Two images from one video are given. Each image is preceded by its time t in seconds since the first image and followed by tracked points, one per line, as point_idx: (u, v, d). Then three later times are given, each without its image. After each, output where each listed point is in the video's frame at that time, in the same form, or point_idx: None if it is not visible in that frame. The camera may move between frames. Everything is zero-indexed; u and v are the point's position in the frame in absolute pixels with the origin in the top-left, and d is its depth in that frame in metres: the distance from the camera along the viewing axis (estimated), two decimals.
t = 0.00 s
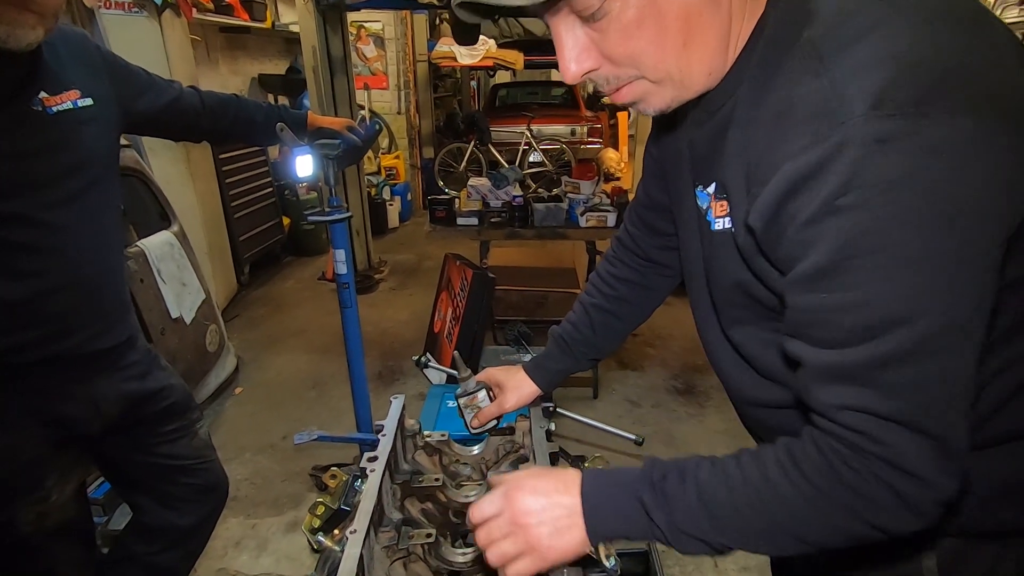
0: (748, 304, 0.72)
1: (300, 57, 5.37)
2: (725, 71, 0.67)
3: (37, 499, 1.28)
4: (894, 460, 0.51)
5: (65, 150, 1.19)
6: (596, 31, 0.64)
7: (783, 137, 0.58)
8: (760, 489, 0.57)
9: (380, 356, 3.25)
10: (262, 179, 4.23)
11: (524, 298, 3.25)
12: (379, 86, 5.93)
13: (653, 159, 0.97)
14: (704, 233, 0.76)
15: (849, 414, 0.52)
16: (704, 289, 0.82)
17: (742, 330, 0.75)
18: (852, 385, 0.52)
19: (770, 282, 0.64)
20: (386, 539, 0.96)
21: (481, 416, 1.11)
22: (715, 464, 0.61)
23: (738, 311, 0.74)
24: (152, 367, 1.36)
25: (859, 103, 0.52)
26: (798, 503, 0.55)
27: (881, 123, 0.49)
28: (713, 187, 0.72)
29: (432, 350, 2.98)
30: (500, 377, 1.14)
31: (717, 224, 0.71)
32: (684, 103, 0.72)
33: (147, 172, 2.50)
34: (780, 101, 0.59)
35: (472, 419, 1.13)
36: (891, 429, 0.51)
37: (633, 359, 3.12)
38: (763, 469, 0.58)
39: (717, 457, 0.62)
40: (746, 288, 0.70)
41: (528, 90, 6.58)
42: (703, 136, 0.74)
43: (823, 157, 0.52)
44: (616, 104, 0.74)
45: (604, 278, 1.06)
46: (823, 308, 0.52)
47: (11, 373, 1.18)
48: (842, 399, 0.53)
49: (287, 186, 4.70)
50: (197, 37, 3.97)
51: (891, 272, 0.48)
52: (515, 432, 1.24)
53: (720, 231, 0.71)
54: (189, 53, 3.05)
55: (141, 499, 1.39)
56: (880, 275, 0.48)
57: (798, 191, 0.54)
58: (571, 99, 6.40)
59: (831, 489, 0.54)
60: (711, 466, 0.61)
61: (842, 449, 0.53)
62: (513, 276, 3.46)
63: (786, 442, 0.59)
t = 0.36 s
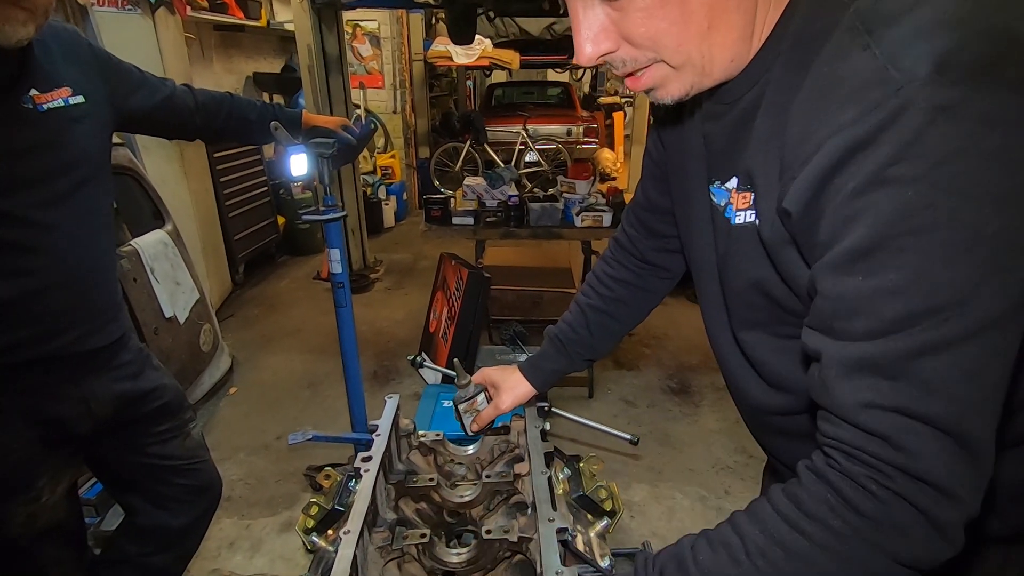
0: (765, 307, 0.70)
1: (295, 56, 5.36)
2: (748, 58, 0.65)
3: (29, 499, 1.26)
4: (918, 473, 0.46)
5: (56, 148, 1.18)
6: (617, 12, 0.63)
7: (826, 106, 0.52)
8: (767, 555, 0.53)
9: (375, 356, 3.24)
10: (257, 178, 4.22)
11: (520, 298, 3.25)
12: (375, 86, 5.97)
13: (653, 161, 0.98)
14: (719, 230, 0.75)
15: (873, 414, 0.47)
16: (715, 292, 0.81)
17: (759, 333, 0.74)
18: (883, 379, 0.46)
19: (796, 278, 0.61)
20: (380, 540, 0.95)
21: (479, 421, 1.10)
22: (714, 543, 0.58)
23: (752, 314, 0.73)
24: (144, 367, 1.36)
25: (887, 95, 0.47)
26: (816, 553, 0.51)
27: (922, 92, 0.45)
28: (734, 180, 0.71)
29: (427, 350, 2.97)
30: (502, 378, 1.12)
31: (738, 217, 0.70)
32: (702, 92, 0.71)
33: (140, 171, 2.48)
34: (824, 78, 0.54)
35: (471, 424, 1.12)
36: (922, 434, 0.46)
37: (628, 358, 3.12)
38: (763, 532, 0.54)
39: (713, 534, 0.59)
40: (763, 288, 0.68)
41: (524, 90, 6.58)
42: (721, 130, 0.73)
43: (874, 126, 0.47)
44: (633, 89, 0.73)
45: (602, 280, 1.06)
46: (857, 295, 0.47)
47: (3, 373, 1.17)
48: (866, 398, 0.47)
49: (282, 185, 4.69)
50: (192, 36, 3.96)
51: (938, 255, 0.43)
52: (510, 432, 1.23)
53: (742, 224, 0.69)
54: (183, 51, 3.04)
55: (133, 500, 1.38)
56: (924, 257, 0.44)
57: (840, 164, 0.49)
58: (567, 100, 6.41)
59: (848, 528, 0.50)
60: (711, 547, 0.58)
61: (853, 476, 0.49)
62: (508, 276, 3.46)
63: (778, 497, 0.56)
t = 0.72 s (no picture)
0: (776, 306, 0.70)
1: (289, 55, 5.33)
2: (762, 50, 0.66)
3: (19, 500, 1.26)
4: (923, 466, 0.46)
5: (45, 146, 1.17)
6: None
7: (856, 89, 0.52)
8: (760, 552, 0.53)
9: (370, 355, 3.23)
10: (252, 177, 4.20)
11: (515, 297, 3.24)
12: (370, 84, 5.94)
13: (653, 160, 0.98)
14: (730, 226, 0.74)
15: (881, 401, 0.47)
16: (723, 292, 0.80)
17: (766, 334, 0.73)
18: (895, 363, 0.46)
19: (812, 270, 0.60)
20: (373, 540, 0.95)
21: (475, 418, 1.10)
22: (708, 539, 0.58)
23: (760, 314, 0.72)
24: (136, 367, 1.34)
25: (934, 57, 0.47)
26: (810, 548, 0.50)
27: (946, 80, 0.45)
28: (748, 174, 0.70)
29: (422, 349, 2.96)
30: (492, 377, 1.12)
31: (751, 210, 0.69)
32: (712, 84, 0.71)
33: (133, 169, 2.46)
34: (854, 52, 0.55)
35: (467, 422, 1.12)
36: (932, 425, 0.45)
37: (623, 357, 3.12)
38: (757, 529, 0.54)
39: (706, 532, 0.59)
40: (775, 285, 0.68)
41: (519, 88, 6.57)
42: (736, 123, 0.73)
43: (909, 107, 0.46)
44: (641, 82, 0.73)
45: (600, 280, 1.06)
46: (878, 276, 0.46)
47: None
48: (875, 382, 0.47)
49: (276, 184, 4.67)
50: (185, 33, 3.93)
51: (962, 238, 0.43)
52: (505, 431, 1.22)
53: (756, 217, 0.68)
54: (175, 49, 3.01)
55: (125, 501, 1.37)
56: (949, 240, 0.43)
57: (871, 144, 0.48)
58: (562, 98, 6.41)
59: (845, 524, 0.49)
60: (704, 546, 0.58)
61: (853, 468, 0.49)
62: (503, 274, 3.45)
63: (773, 494, 0.56)
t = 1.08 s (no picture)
0: (777, 309, 0.70)
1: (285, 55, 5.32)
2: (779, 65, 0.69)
3: (12, 502, 1.25)
4: (919, 467, 0.46)
5: (43, 145, 1.16)
6: (663, 8, 0.63)
7: (861, 91, 0.52)
8: (756, 553, 0.53)
9: (365, 356, 3.22)
10: (247, 178, 4.19)
11: (511, 299, 3.25)
12: (365, 86, 5.88)
13: (652, 164, 0.99)
14: (733, 230, 0.74)
15: (880, 401, 0.47)
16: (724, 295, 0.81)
17: (767, 338, 0.74)
18: (896, 364, 0.46)
19: (814, 273, 0.61)
20: (371, 540, 0.95)
21: (475, 420, 1.12)
22: (704, 539, 0.59)
23: (760, 317, 0.72)
24: (131, 368, 1.34)
25: (942, 64, 0.47)
26: (805, 549, 0.51)
27: (952, 88, 0.46)
28: (753, 178, 0.71)
29: (418, 350, 2.95)
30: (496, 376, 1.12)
31: (754, 214, 0.69)
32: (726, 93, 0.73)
33: (128, 169, 2.45)
34: (860, 55, 0.54)
35: (467, 423, 1.14)
36: (930, 427, 0.46)
37: (619, 359, 3.13)
38: (753, 530, 0.55)
39: (702, 532, 0.60)
40: (775, 289, 0.68)
41: (515, 91, 6.58)
42: (742, 127, 0.73)
43: (918, 112, 0.47)
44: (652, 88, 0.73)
45: (597, 281, 1.06)
46: (882, 277, 0.47)
47: None
48: (875, 383, 0.47)
49: (272, 185, 4.66)
50: (180, 33, 3.92)
51: (964, 242, 0.44)
52: (502, 432, 1.22)
53: (759, 221, 0.69)
54: (171, 49, 3.01)
55: (120, 502, 1.37)
56: (952, 245, 0.44)
57: (878, 149, 0.49)
58: (557, 101, 6.42)
59: (840, 525, 0.50)
60: (701, 546, 0.58)
61: (850, 468, 0.50)
62: (499, 276, 3.46)
63: (769, 495, 0.56)
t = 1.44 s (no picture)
0: (783, 315, 0.71)
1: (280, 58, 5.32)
2: (769, 60, 0.68)
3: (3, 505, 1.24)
4: (918, 471, 0.47)
5: (37, 146, 1.16)
6: (632, 4, 0.66)
7: (892, 93, 0.52)
8: (747, 555, 0.54)
9: (359, 359, 3.22)
10: (241, 180, 4.18)
11: (505, 302, 3.25)
12: (361, 89, 5.99)
13: (654, 168, 1.00)
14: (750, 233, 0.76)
15: (885, 402, 0.48)
16: (726, 301, 0.83)
17: (771, 344, 0.75)
18: (904, 365, 0.47)
19: (826, 275, 0.62)
20: (366, 542, 0.94)
21: (462, 407, 1.10)
22: (696, 542, 0.59)
23: (766, 322, 0.73)
24: (125, 370, 1.34)
25: (971, 68, 0.48)
26: (796, 552, 0.52)
27: (988, 88, 0.47)
28: (771, 182, 0.71)
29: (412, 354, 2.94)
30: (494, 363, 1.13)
31: (768, 216, 0.69)
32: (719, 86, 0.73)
33: (121, 171, 2.45)
34: (889, 56, 0.55)
35: (451, 411, 1.11)
36: (933, 430, 0.46)
37: (612, 362, 3.14)
38: (745, 532, 0.55)
39: (695, 535, 0.60)
40: (783, 294, 0.69)
41: (510, 95, 6.61)
42: (758, 133, 0.74)
43: (947, 114, 0.47)
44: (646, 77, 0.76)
45: (593, 281, 1.07)
46: (897, 277, 0.48)
47: None
48: (881, 382, 0.48)
49: (266, 188, 4.65)
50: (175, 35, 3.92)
51: (980, 246, 0.45)
52: (497, 434, 1.22)
53: (772, 223, 0.69)
54: (166, 51, 3.00)
55: (112, 506, 1.36)
56: (966, 249, 0.45)
57: (905, 148, 0.49)
58: (552, 105, 6.45)
59: (832, 529, 0.51)
60: (693, 548, 0.59)
61: (846, 471, 0.50)
62: (493, 279, 3.47)
63: (763, 498, 0.57)
